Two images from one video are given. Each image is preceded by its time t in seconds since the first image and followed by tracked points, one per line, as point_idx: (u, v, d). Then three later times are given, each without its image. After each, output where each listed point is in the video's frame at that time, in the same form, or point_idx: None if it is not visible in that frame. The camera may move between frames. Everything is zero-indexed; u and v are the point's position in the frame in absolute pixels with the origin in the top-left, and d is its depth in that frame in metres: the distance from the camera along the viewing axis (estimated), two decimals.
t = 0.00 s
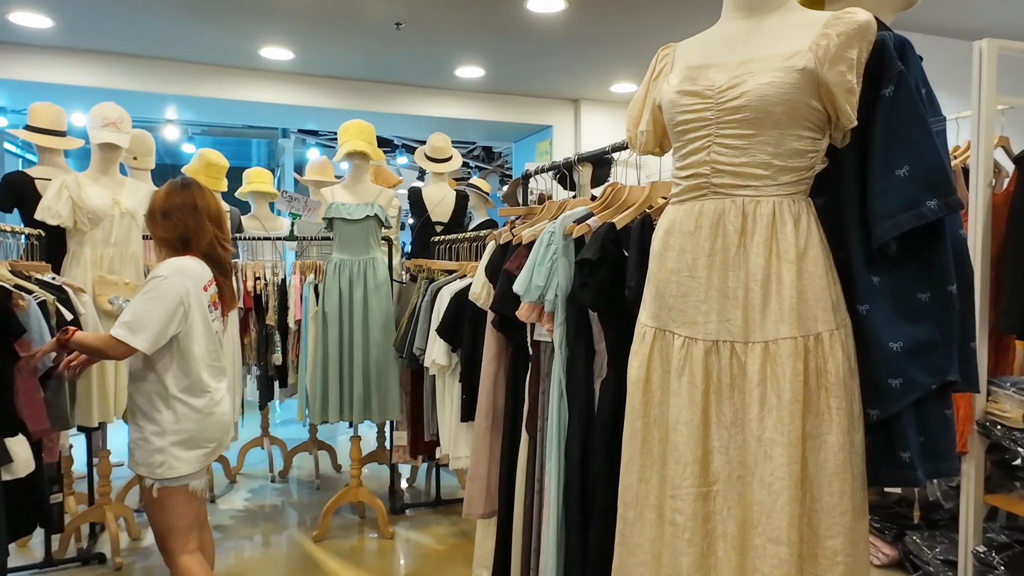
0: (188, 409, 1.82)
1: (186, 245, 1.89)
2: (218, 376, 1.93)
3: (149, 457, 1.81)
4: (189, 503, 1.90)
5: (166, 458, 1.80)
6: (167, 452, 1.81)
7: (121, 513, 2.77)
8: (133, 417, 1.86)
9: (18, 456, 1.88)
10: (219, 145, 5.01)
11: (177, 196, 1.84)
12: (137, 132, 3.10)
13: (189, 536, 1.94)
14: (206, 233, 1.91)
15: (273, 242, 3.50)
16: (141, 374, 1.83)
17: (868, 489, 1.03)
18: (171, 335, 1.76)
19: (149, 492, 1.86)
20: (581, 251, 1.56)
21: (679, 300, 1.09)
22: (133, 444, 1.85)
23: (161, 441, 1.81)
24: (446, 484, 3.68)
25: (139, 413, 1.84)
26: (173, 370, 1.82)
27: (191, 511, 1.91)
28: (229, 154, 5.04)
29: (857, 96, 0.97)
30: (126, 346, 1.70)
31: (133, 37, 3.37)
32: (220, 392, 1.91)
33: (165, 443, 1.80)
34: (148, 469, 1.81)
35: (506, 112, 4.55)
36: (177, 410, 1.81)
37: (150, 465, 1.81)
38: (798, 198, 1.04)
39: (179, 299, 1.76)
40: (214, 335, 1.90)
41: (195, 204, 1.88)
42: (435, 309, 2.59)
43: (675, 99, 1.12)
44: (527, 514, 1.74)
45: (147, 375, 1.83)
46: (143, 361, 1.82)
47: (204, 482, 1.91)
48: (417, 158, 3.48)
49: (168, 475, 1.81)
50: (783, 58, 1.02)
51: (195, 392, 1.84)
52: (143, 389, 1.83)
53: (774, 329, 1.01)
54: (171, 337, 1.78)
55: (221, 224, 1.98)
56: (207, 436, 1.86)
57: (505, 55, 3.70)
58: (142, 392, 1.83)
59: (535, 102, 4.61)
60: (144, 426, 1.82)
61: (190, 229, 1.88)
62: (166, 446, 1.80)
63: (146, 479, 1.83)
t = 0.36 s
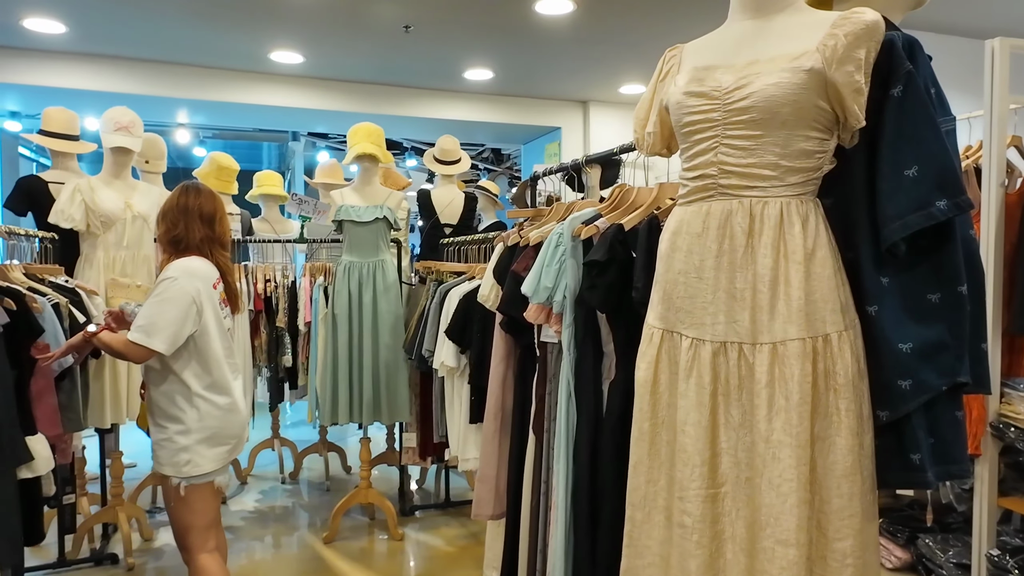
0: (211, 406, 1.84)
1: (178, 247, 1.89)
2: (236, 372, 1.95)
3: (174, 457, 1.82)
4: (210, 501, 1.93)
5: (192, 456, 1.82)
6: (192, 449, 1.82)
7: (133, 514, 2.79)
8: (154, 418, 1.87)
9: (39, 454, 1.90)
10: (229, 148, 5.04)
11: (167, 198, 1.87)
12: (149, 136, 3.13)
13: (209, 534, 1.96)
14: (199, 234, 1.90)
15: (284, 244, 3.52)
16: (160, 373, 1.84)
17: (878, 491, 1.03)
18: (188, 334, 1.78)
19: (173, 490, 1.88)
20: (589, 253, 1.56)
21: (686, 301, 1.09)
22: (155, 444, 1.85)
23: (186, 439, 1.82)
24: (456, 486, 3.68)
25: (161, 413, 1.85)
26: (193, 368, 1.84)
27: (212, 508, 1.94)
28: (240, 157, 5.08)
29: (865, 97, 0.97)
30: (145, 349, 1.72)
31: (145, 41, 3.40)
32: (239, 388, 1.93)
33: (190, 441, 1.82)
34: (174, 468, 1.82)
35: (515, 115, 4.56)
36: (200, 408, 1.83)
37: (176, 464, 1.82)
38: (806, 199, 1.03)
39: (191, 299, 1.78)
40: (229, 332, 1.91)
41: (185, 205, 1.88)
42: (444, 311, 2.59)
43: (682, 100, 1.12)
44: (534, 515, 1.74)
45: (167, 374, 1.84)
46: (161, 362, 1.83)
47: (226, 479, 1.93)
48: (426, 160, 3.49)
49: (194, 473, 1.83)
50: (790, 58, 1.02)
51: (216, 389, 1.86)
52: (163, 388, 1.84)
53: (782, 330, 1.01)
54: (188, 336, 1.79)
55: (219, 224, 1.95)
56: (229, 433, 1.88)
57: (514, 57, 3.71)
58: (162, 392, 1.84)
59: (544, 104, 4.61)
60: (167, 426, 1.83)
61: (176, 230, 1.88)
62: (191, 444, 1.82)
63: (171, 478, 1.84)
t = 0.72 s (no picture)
0: (246, 399, 1.87)
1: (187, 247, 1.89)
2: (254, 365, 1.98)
3: (215, 451, 1.83)
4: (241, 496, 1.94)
5: (233, 449, 1.84)
6: (232, 441, 1.85)
7: (143, 514, 2.80)
8: (184, 416, 1.85)
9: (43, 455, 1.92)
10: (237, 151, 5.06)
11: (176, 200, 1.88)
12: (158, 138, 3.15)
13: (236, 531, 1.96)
14: (206, 234, 1.90)
15: (291, 246, 3.54)
16: (188, 369, 1.82)
17: (887, 491, 1.02)
18: (218, 331, 1.79)
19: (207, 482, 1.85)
20: (597, 253, 1.56)
21: (694, 301, 1.09)
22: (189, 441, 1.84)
23: (225, 433, 1.84)
24: (464, 487, 3.69)
25: (193, 410, 1.84)
26: (223, 362, 1.85)
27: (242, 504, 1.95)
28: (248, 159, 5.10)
29: (874, 95, 0.97)
30: (180, 349, 1.73)
31: (154, 45, 3.42)
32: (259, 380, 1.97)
33: (230, 434, 1.84)
34: (215, 463, 1.83)
35: (522, 116, 4.56)
36: (237, 401, 1.85)
37: (218, 458, 1.83)
38: (815, 198, 1.03)
39: (218, 297, 1.78)
40: (249, 325, 1.94)
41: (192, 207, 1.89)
42: (452, 312, 2.60)
43: (689, 99, 1.12)
44: (543, 516, 1.74)
45: (197, 370, 1.83)
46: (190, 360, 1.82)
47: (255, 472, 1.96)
48: (433, 161, 3.50)
49: (236, 464, 1.86)
50: (798, 57, 1.02)
51: (245, 382, 1.89)
52: (194, 385, 1.83)
53: (790, 329, 1.00)
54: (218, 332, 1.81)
55: (224, 225, 1.95)
56: (261, 424, 1.92)
57: (521, 58, 3.71)
58: (194, 389, 1.83)
59: (551, 105, 4.61)
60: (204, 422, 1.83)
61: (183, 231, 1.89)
62: (232, 437, 1.84)
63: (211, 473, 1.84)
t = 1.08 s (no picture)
0: (276, 393, 1.87)
1: (211, 250, 1.85)
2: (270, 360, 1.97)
3: (253, 448, 1.82)
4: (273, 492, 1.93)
5: (270, 443, 1.85)
6: (267, 436, 1.85)
7: (151, 515, 2.82)
8: (212, 418, 1.81)
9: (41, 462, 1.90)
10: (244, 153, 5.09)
11: (196, 199, 1.82)
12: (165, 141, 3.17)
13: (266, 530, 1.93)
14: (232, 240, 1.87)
15: (298, 248, 3.55)
16: (217, 370, 1.79)
17: (892, 492, 1.03)
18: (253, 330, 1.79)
19: (244, 481, 1.83)
20: (602, 254, 1.56)
21: (698, 303, 1.09)
22: (223, 441, 1.81)
23: (260, 429, 1.83)
24: (469, 488, 3.69)
25: (225, 411, 1.80)
26: (253, 359, 1.84)
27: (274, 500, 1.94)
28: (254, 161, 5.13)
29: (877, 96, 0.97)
30: (221, 350, 1.72)
31: (161, 48, 3.45)
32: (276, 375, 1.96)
33: (267, 429, 1.84)
34: (254, 459, 1.82)
35: (528, 117, 4.56)
36: (269, 396, 1.85)
37: (257, 453, 1.82)
38: (818, 199, 1.03)
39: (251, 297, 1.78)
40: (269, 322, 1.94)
41: (215, 207, 1.84)
42: (457, 313, 2.61)
43: (692, 102, 1.12)
44: (550, 518, 1.75)
45: (227, 370, 1.80)
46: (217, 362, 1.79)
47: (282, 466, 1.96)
48: (439, 163, 3.50)
49: (271, 458, 1.86)
50: (800, 59, 1.02)
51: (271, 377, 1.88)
52: (224, 385, 1.80)
53: (794, 331, 1.00)
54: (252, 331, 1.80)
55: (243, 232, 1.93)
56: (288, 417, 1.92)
57: (526, 60, 3.72)
58: (225, 389, 1.80)
59: (556, 106, 4.62)
60: (238, 421, 1.80)
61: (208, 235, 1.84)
62: (267, 431, 1.84)
63: (248, 470, 1.82)
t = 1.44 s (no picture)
0: (306, 400, 1.87)
1: (252, 254, 1.84)
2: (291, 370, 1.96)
3: (289, 456, 1.80)
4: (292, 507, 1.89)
5: (303, 451, 1.83)
6: (301, 444, 1.83)
7: (157, 516, 2.84)
8: (246, 428, 1.77)
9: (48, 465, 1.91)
10: (249, 156, 5.11)
11: (245, 200, 1.81)
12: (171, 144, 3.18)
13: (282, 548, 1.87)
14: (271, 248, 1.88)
15: (302, 250, 3.56)
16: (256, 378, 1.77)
17: (896, 493, 1.03)
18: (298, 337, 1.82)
19: (274, 490, 1.79)
20: (605, 256, 1.56)
21: (700, 305, 1.10)
22: (257, 452, 1.77)
23: (295, 437, 1.82)
24: (473, 490, 3.70)
25: (261, 419, 1.77)
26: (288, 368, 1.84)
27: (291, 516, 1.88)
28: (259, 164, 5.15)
29: (877, 98, 0.97)
30: (274, 358, 1.73)
31: (167, 52, 3.47)
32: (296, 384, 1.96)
33: (301, 437, 1.83)
34: (289, 468, 1.80)
35: (532, 119, 4.57)
36: (302, 404, 1.84)
37: (292, 462, 1.81)
38: (819, 201, 1.04)
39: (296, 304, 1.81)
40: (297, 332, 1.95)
41: (260, 212, 1.84)
42: (461, 315, 2.61)
43: (693, 105, 1.13)
44: (555, 518, 1.75)
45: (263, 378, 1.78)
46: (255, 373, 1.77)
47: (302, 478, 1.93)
48: (443, 165, 3.52)
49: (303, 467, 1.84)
50: (801, 62, 1.02)
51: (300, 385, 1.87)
52: (261, 393, 1.77)
53: (795, 332, 1.01)
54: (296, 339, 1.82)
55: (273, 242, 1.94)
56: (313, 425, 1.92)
57: (530, 62, 3.72)
58: (262, 397, 1.77)
59: (560, 108, 4.62)
60: (275, 429, 1.78)
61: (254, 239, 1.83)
62: (301, 439, 1.83)
63: (283, 479, 1.80)
